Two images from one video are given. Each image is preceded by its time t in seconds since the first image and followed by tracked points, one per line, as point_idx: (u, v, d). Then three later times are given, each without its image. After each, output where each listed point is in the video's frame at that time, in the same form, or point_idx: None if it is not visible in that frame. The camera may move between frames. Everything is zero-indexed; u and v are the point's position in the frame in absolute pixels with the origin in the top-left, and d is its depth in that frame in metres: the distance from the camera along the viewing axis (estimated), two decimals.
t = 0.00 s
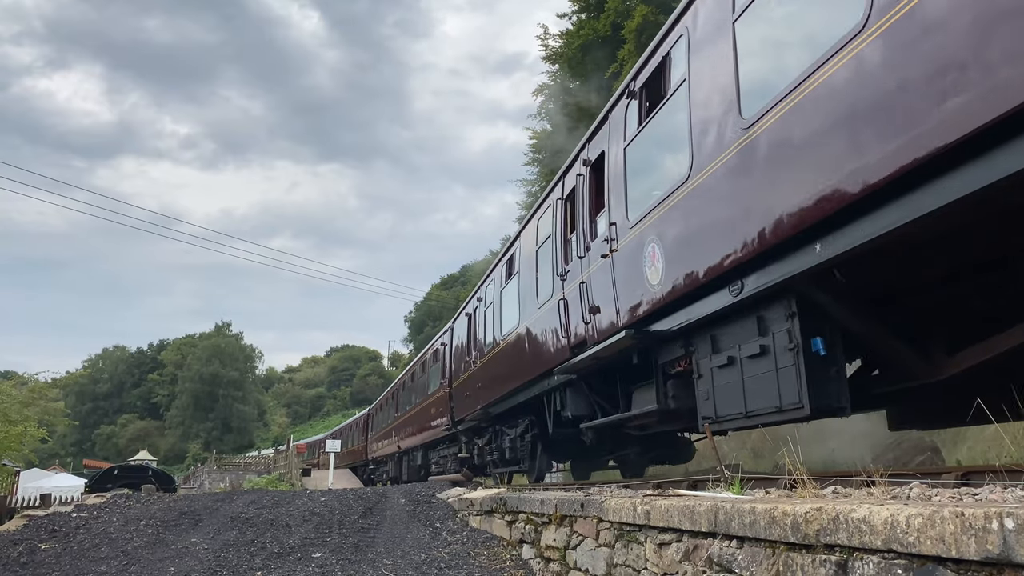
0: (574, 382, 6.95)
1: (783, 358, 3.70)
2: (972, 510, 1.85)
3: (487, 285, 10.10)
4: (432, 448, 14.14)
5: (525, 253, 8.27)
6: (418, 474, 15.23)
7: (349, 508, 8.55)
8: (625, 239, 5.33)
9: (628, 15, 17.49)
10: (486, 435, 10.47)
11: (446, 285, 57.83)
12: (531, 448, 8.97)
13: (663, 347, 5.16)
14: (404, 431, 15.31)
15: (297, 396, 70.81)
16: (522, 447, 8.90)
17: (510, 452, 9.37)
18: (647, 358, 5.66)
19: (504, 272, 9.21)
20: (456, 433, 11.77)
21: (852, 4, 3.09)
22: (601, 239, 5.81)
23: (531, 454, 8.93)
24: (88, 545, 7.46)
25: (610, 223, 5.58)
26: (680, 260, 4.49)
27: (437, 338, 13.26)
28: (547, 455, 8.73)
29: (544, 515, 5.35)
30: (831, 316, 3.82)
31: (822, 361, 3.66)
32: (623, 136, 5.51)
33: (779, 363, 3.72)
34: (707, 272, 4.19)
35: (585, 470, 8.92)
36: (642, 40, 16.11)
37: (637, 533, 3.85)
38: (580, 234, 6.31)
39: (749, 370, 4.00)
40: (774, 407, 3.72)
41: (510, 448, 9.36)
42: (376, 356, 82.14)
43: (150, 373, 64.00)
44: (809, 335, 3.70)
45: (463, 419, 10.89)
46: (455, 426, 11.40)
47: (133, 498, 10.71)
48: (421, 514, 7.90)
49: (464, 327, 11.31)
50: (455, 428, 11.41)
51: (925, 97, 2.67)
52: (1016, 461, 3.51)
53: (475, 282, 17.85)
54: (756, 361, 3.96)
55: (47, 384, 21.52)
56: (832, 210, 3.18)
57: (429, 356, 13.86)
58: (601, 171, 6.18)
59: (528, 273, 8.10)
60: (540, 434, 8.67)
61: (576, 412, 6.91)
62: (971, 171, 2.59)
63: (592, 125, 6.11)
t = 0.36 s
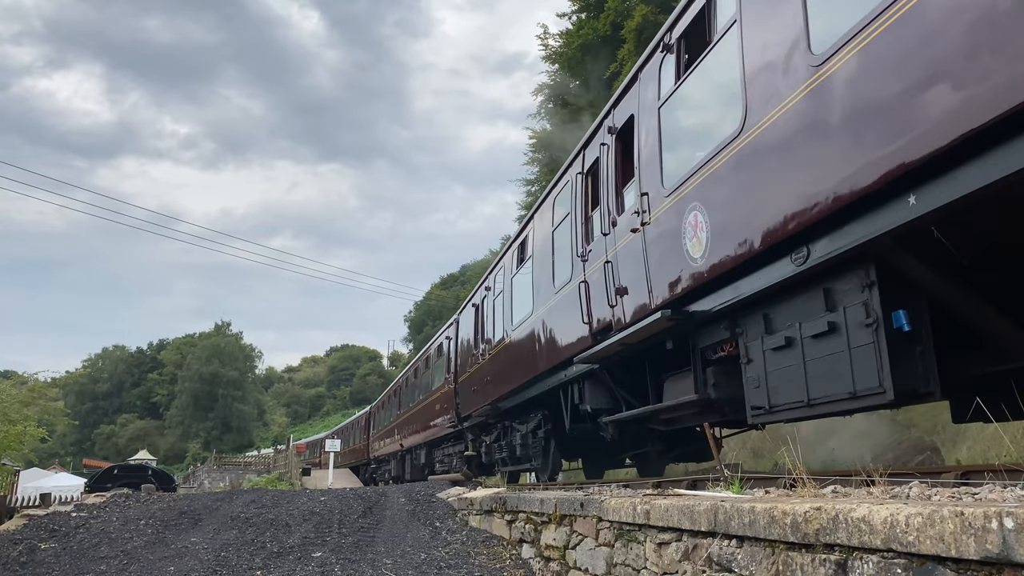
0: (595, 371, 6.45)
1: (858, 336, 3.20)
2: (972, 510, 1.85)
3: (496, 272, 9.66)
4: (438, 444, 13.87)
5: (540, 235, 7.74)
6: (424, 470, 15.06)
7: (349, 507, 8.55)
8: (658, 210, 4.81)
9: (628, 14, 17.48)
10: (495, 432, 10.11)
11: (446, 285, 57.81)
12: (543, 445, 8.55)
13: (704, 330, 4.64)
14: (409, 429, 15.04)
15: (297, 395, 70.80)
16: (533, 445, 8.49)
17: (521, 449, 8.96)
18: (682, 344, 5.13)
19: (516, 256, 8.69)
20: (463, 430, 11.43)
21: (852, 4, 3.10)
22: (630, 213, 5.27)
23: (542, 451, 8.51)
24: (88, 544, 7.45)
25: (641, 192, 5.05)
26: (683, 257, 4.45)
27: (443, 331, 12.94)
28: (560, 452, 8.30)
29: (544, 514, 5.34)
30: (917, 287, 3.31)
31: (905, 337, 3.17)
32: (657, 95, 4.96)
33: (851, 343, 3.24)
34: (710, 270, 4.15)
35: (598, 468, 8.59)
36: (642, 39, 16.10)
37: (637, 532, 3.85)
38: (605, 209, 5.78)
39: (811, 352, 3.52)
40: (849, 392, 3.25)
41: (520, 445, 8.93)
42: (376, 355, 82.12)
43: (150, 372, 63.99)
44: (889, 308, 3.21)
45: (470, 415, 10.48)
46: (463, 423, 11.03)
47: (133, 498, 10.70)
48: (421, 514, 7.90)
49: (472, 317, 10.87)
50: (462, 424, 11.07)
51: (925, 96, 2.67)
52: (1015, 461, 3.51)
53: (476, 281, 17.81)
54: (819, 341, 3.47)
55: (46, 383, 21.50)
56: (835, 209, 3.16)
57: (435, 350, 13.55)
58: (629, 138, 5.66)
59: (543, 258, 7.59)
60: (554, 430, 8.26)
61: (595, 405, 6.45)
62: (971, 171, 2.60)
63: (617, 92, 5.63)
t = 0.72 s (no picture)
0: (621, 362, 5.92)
1: (976, 302, 2.66)
2: (972, 510, 1.85)
3: (507, 259, 9.15)
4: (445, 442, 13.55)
5: (557, 215, 7.14)
6: (429, 469, 14.87)
7: (348, 507, 8.54)
8: (705, 169, 4.22)
9: (628, 14, 17.46)
10: (506, 428, 9.69)
11: (446, 285, 57.81)
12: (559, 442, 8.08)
13: (764, 306, 4.05)
14: (413, 427, 14.74)
15: (297, 395, 70.79)
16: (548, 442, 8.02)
17: (535, 446, 8.51)
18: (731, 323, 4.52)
19: (530, 240, 8.08)
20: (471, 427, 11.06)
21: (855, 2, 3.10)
22: (671, 175, 4.65)
23: (558, 448, 8.04)
24: (87, 545, 7.44)
25: (685, 151, 4.47)
26: (686, 255, 4.40)
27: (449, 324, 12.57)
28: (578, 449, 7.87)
29: (544, 514, 5.34)
30: None
31: None
32: (706, 36, 4.34)
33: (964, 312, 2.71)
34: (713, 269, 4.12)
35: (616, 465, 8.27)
36: (642, 39, 16.10)
37: (636, 532, 3.85)
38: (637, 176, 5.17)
39: (906, 325, 2.99)
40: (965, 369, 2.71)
41: (534, 441, 8.50)
42: (376, 356, 82.11)
43: (150, 372, 63.99)
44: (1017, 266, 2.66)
45: (480, 411, 10.03)
46: (470, 419, 10.65)
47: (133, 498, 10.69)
48: (421, 514, 7.90)
49: (480, 308, 10.37)
50: (470, 421, 10.69)
51: (927, 94, 2.68)
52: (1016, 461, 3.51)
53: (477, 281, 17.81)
54: (919, 309, 2.93)
55: (46, 382, 21.50)
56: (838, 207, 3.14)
57: (440, 344, 13.16)
58: (666, 96, 5.07)
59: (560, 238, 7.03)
60: (571, 426, 7.79)
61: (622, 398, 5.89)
62: (973, 169, 2.60)
63: (640, 61, 5.24)
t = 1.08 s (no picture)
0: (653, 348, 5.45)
1: None
2: (972, 510, 1.85)
3: (521, 244, 8.68)
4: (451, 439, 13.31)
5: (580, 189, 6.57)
6: (435, 467, 14.65)
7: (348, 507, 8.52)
8: (726, 152, 4.03)
9: (628, 14, 17.45)
10: (518, 422, 9.32)
11: (446, 285, 57.85)
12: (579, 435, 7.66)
13: (840, 276, 3.53)
14: (418, 424, 14.47)
15: (297, 395, 70.78)
16: (565, 438, 7.59)
17: (551, 443, 8.08)
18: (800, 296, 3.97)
19: (548, 220, 7.54)
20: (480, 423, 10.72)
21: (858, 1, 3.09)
22: (725, 126, 4.09)
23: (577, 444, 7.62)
24: (87, 544, 7.44)
25: (741, 96, 3.90)
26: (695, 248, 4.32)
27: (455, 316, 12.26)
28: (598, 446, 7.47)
29: (544, 514, 5.34)
30: None
31: None
32: None
33: None
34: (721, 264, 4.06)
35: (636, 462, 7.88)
36: (642, 39, 16.10)
37: (636, 532, 3.85)
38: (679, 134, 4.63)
39: None
40: None
41: (550, 438, 8.09)
42: (376, 355, 82.11)
43: (150, 372, 63.99)
44: None
45: (492, 405, 9.62)
46: (479, 415, 10.38)
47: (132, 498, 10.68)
48: (421, 514, 7.90)
49: (493, 296, 9.90)
50: (479, 417, 10.38)
51: (930, 92, 2.67)
52: (1015, 461, 3.52)
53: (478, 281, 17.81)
54: None
55: (46, 382, 21.50)
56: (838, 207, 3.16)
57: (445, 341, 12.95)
58: (714, 42, 4.48)
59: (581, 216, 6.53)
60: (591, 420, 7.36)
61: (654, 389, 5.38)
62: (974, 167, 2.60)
63: (658, 37, 5.01)
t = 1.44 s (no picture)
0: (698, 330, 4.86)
1: None
2: (972, 509, 1.84)
3: (535, 224, 8.06)
4: (459, 436, 12.96)
5: (606, 155, 5.93)
6: (440, 465, 14.34)
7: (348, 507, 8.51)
8: (722, 152, 4.06)
9: (628, 13, 17.44)
10: (532, 418, 8.84)
11: (446, 285, 57.85)
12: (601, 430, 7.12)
13: (954, 229, 2.98)
14: (423, 422, 14.13)
15: (297, 395, 70.77)
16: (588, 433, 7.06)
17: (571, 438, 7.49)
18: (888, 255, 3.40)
19: (568, 195, 6.91)
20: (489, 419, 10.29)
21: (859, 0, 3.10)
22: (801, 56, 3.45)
23: (601, 439, 7.09)
24: (87, 544, 7.43)
25: (825, 16, 3.27)
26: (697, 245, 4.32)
27: (462, 307, 11.88)
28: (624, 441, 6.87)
29: (544, 513, 5.34)
30: None
31: None
32: None
33: None
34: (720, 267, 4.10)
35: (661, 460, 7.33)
36: (642, 39, 16.12)
37: (637, 532, 3.85)
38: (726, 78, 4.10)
39: None
40: None
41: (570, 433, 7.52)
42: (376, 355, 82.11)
43: (150, 372, 64.00)
44: None
45: (504, 399, 9.08)
46: (488, 410, 9.94)
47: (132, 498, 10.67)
48: (421, 513, 7.89)
49: (504, 283, 9.32)
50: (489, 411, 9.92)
51: (928, 93, 2.72)
52: (1015, 459, 3.51)
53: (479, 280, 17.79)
54: None
55: (47, 382, 21.49)
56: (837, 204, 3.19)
57: (446, 340, 12.93)
58: None
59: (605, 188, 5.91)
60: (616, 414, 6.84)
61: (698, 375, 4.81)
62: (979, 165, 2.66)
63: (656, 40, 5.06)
